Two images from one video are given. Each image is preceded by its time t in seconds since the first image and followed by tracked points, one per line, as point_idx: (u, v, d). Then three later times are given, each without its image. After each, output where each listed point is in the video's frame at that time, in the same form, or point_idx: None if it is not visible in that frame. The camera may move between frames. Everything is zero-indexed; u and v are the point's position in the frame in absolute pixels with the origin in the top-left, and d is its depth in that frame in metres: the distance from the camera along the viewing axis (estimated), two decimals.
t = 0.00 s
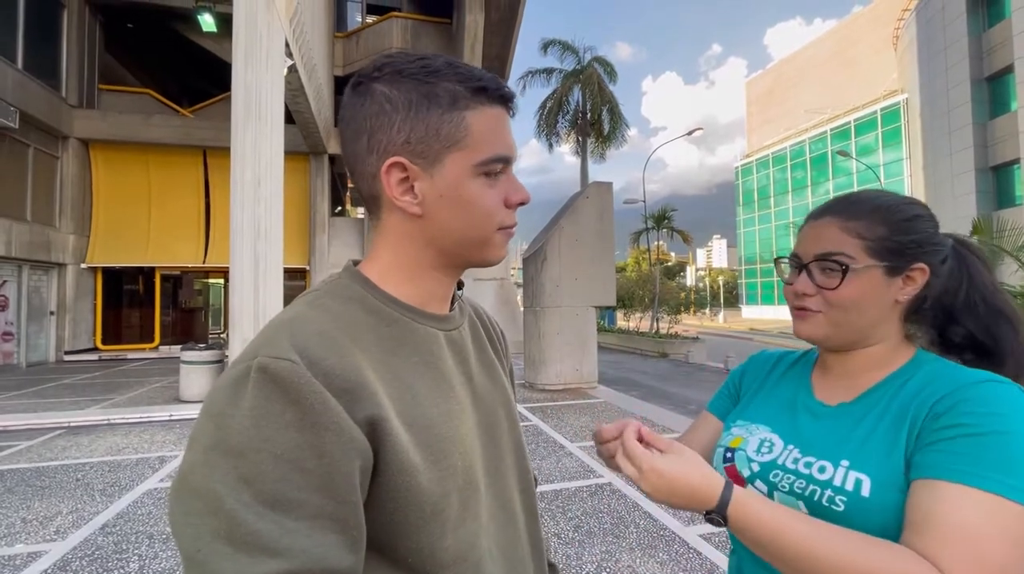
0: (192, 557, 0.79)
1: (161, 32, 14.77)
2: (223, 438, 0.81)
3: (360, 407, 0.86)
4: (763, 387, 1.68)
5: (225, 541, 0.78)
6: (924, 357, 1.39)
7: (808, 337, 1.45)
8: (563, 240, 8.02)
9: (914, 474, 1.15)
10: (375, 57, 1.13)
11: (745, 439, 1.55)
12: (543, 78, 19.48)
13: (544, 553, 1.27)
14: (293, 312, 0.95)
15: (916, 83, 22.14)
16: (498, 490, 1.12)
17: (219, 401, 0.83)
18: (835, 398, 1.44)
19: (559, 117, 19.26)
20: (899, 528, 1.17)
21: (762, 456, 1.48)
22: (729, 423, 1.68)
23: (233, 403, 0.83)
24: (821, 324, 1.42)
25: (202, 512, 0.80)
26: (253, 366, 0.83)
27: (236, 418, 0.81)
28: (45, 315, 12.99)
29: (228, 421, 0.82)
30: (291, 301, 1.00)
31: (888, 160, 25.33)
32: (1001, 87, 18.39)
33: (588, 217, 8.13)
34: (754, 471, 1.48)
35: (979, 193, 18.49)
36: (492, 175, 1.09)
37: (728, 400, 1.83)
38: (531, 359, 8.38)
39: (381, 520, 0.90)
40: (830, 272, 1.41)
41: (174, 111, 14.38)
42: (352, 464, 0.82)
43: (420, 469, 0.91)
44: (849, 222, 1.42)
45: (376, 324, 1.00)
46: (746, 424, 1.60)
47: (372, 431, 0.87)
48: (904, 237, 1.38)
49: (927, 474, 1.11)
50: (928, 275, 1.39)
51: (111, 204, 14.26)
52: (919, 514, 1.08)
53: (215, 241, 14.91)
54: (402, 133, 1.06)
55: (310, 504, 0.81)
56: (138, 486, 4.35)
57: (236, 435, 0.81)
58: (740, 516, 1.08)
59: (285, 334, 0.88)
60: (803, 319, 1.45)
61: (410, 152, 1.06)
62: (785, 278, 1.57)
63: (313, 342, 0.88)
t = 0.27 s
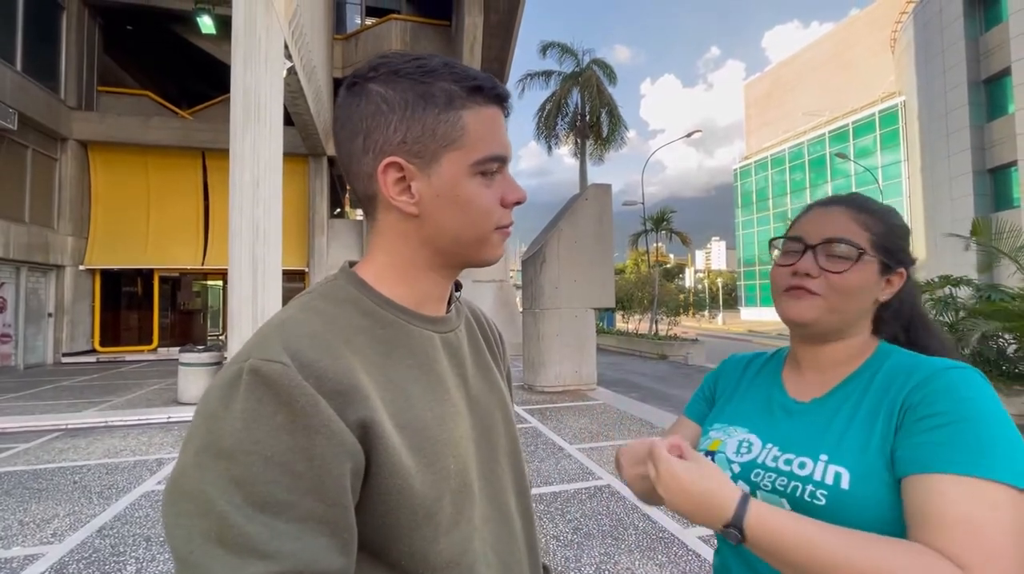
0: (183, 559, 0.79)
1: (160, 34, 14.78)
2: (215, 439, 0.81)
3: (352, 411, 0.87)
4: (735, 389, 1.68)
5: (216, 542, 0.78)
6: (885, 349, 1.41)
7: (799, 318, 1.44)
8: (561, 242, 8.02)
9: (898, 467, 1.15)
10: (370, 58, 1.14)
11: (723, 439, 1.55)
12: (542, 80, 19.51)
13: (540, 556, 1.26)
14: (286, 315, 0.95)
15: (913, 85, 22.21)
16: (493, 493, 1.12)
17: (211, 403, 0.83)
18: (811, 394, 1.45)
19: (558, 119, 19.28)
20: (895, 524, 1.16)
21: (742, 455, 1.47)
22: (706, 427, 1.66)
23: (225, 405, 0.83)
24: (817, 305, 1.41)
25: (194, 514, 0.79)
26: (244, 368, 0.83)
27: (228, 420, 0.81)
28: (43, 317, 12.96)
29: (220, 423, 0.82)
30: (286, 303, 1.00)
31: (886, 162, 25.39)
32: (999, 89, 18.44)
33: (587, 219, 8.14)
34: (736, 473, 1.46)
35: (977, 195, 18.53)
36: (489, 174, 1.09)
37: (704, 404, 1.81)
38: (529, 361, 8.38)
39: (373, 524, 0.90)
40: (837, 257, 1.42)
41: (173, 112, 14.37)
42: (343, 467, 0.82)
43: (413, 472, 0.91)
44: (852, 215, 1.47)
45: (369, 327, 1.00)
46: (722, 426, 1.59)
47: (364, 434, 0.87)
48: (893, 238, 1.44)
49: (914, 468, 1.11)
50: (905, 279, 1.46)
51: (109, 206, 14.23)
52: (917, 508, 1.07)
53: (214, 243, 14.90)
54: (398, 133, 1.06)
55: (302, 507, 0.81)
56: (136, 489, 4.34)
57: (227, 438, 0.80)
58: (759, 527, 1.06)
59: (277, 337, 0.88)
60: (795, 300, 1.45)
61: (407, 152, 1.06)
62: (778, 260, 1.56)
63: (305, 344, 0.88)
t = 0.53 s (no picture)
0: (185, 564, 0.79)
1: (160, 37, 14.81)
2: (217, 445, 0.80)
3: (355, 416, 0.87)
4: (706, 392, 1.55)
5: (218, 549, 0.77)
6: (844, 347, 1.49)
7: (820, 332, 1.37)
8: (560, 244, 8.03)
9: (919, 455, 1.21)
10: (372, 61, 1.14)
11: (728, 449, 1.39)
12: (541, 82, 19.55)
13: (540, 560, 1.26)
14: (288, 319, 0.94)
15: (911, 88, 22.30)
16: (492, 498, 1.12)
17: (214, 407, 0.83)
18: (799, 391, 1.43)
19: (557, 121, 19.31)
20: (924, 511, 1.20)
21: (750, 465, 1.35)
22: (692, 435, 1.48)
23: (227, 410, 0.82)
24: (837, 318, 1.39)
25: (194, 521, 0.79)
26: (249, 373, 0.83)
27: (231, 425, 0.81)
28: (41, 319, 12.94)
29: (222, 428, 0.81)
30: (287, 306, 0.99)
31: (884, 164, 25.46)
32: (996, 92, 18.51)
33: (586, 221, 8.14)
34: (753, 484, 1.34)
35: (975, 197, 18.58)
36: (493, 177, 1.10)
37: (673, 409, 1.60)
38: (528, 363, 8.38)
39: (374, 530, 0.90)
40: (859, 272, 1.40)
41: (172, 114, 14.37)
42: (346, 473, 0.82)
43: (414, 477, 0.91)
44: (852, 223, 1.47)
45: (371, 331, 0.99)
46: (710, 432, 1.45)
47: (366, 440, 0.87)
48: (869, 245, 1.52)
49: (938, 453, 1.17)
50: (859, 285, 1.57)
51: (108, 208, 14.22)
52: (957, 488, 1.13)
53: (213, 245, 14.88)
54: (404, 136, 1.06)
55: (304, 512, 0.81)
56: (134, 492, 4.33)
57: (229, 443, 0.80)
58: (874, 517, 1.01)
59: (281, 341, 0.88)
60: (817, 314, 1.39)
61: (412, 156, 1.06)
62: (788, 263, 1.45)
63: (307, 348, 0.88)
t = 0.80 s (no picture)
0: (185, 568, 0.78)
1: (159, 38, 14.81)
2: (218, 447, 0.80)
3: (356, 419, 0.86)
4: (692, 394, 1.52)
5: (218, 552, 0.77)
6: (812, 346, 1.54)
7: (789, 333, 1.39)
8: (559, 246, 8.03)
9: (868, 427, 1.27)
10: (377, 63, 1.14)
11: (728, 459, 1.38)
12: (541, 84, 19.58)
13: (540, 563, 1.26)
14: (290, 321, 0.93)
15: (909, 90, 22.36)
16: (493, 502, 1.12)
17: (214, 409, 0.82)
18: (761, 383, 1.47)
19: (556, 123, 19.33)
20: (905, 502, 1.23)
21: (751, 475, 1.36)
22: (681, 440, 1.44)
23: (227, 413, 0.82)
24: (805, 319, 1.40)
25: (194, 525, 0.78)
26: (250, 374, 0.82)
27: (232, 427, 0.80)
28: (39, 320, 12.91)
29: (223, 430, 0.81)
30: (288, 308, 0.99)
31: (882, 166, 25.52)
32: (994, 95, 18.57)
33: (585, 223, 8.14)
34: (752, 495, 1.35)
35: (973, 199, 18.62)
36: (498, 178, 1.10)
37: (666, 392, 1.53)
38: (528, 365, 8.38)
39: (375, 534, 0.89)
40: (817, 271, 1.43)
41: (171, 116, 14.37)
42: (348, 476, 0.82)
43: (414, 481, 0.91)
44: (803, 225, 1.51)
45: (372, 334, 0.99)
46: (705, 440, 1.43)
47: (368, 443, 0.87)
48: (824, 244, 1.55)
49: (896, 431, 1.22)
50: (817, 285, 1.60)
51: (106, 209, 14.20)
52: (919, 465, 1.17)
53: (211, 246, 14.87)
54: (410, 137, 1.06)
55: (304, 516, 0.81)
56: (132, 494, 4.31)
57: (230, 445, 0.80)
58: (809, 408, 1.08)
59: (282, 342, 0.87)
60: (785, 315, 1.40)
61: (418, 157, 1.06)
62: (755, 266, 1.44)
63: (308, 350, 0.88)
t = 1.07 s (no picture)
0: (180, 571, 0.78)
1: (159, 39, 14.83)
2: (213, 450, 0.80)
3: (353, 422, 0.86)
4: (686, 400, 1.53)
5: (213, 555, 0.77)
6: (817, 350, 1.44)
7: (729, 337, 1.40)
8: (559, 247, 8.03)
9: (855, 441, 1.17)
10: (384, 61, 1.13)
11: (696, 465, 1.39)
12: (541, 86, 19.62)
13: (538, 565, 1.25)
14: (288, 322, 0.94)
15: (909, 92, 22.40)
16: (491, 504, 1.12)
17: (210, 410, 0.83)
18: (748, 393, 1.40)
19: (556, 125, 19.36)
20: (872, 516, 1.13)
21: (723, 482, 1.35)
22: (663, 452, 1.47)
23: (222, 415, 0.81)
24: (739, 321, 1.40)
25: (190, 527, 0.78)
26: (245, 377, 0.82)
27: (228, 428, 0.80)
28: (38, 321, 12.90)
29: (218, 432, 0.81)
30: (286, 309, 0.99)
31: (881, 168, 25.55)
32: (993, 97, 18.60)
33: (585, 224, 8.15)
34: (721, 501, 1.33)
35: (973, 201, 18.63)
36: (501, 183, 1.10)
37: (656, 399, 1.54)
38: (528, 366, 8.37)
39: (372, 537, 0.90)
40: (736, 269, 1.41)
41: (171, 117, 14.38)
42: (344, 482, 0.82)
43: (412, 484, 0.91)
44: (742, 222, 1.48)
45: (372, 335, 0.99)
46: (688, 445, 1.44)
47: (365, 445, 0.87)
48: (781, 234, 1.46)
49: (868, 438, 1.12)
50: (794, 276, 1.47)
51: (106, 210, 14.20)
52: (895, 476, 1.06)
53: (211, 247, 14.87)
54: (415, 138, 1.06)
55: (301, 519, 0.81)
56: (131, 495, 4.31)
57: (226, 447, 0.80)
58: (761, 407, 1.05)
59: (280, 343, 0.87)
60: (718, 323, 1.42)
61: (422, 158, 1.06)
62: (684, 290, 1.55)
63: (305, 351, 0.88)
